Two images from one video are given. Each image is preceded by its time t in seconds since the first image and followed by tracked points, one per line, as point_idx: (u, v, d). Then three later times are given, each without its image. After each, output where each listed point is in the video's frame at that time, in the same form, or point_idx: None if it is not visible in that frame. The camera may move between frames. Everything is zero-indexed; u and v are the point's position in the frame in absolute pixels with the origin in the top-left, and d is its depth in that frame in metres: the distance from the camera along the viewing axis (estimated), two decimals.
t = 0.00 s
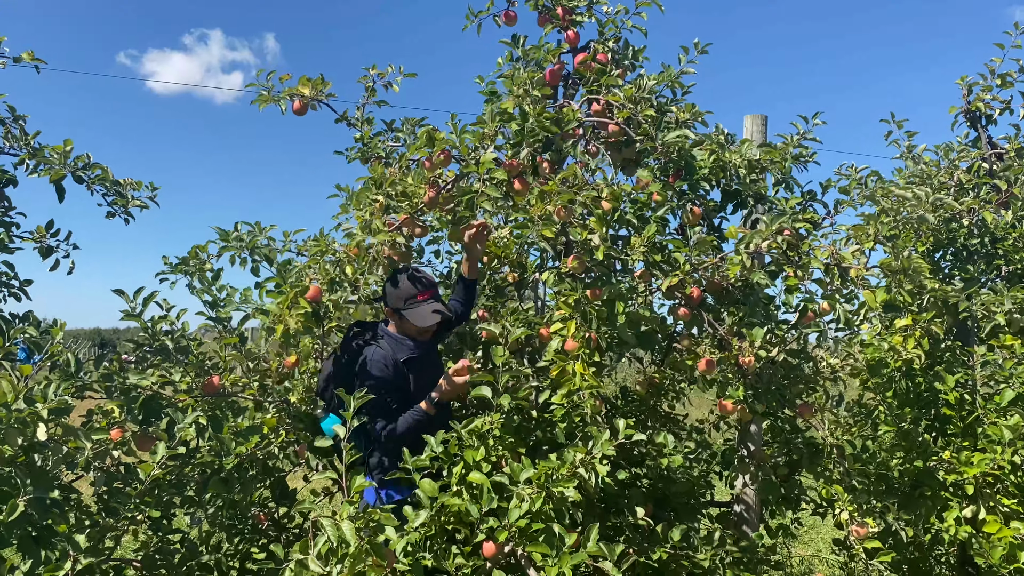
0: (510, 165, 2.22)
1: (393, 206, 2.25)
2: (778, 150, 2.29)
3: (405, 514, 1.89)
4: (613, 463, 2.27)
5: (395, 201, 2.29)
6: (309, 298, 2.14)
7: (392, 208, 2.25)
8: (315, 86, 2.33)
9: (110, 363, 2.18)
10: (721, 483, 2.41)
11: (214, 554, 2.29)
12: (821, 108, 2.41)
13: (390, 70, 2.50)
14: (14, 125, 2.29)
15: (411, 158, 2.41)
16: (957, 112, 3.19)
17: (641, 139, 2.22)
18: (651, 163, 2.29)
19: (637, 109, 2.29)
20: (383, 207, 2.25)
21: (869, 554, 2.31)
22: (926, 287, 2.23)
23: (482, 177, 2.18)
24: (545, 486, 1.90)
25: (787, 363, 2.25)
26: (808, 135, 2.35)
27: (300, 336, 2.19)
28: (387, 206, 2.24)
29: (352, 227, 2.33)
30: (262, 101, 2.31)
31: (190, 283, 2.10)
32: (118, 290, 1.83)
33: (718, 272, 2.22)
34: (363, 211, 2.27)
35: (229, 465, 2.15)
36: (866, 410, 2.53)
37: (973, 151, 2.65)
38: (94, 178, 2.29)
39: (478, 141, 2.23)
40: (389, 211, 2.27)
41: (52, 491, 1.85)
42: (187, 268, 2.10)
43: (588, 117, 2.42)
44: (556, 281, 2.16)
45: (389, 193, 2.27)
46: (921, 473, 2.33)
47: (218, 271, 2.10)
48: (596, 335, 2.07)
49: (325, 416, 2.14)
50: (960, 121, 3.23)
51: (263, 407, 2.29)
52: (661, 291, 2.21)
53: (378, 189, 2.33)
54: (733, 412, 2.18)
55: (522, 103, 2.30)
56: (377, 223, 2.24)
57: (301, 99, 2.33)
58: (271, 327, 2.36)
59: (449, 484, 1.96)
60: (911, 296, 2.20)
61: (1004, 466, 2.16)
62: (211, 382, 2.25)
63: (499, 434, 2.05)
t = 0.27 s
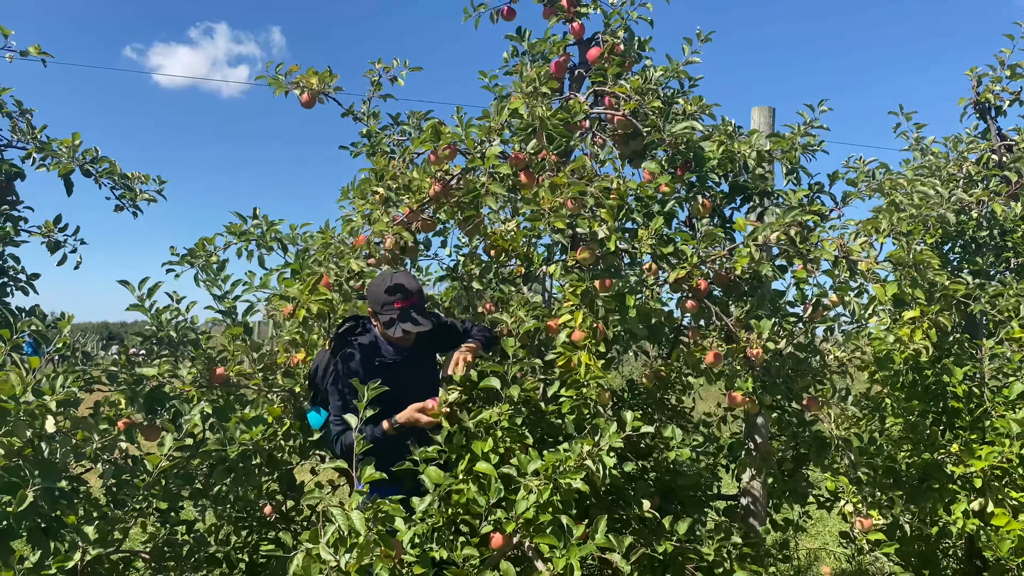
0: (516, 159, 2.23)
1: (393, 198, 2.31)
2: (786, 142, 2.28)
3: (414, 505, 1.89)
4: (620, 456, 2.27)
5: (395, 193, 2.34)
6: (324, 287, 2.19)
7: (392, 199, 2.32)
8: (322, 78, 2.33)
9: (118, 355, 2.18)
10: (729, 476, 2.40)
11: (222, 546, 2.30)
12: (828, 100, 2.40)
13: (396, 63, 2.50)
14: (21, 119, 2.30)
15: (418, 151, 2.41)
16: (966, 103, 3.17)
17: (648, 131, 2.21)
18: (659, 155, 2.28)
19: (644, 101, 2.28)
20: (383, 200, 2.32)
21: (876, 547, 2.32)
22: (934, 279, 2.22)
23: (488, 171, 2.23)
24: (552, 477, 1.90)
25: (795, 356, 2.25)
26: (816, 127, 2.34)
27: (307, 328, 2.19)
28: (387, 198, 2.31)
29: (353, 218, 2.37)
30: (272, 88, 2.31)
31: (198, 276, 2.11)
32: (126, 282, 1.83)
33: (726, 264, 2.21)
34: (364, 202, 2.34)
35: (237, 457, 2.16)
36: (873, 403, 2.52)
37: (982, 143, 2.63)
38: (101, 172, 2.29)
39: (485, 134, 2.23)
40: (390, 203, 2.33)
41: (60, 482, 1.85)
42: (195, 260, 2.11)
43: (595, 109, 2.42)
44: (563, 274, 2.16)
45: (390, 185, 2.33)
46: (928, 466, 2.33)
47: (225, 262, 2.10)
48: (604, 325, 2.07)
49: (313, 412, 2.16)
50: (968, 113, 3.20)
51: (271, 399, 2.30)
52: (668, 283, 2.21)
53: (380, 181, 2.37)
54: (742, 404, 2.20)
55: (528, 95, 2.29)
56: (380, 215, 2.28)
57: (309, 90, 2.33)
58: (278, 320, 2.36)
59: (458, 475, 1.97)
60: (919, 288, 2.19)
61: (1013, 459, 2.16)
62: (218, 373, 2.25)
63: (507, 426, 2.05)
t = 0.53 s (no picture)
0: (525, 147, 2.22)
1: (400, 192, 2.24)
2: (796, 130, 2.27)
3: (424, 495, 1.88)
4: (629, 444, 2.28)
5: (402, 189, 2.28)
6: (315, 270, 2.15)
7: (399, 195, 2.23)
8: (330, 68, 2.33)
9: (129, 345, 2.19)
10: (737, 465, 2.41)
11: (233, 533, 2.32)
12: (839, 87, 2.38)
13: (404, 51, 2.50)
14: (31, 109, 2.30)
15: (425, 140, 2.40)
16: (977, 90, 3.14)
17: (657, 118, 2.20)
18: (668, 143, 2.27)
19: (653, 88, 2.27)
20: (391, 195, 2.22)
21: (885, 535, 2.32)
22: (945, 267, 2.21)
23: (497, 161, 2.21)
24: (562, 466, 1.90)
25: (805, 345, 2.24)
26: (826, 114, 2.33)
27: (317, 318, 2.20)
28: (394, 193, 2.23)
29: (363, 212, 2.32)
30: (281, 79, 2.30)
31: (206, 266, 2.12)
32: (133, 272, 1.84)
33: (736, 253, 2.21)
34: (370, 195, 2.34)
35: (248, 446, 2.17)
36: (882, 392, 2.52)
37: (994, 130, 2.61)
38: (110, 161, 2.30)
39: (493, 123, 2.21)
40: (396, 200, 2.23)
41: (72, 470, 1.86)
42: (205, 250, 2.11)
43: (604, 97, 2.41)
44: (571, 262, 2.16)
45: (396, 180, 2.26)
46: (939, 454, 2.33)
47: (234, 252, 2.11)
48: (622, 314, 2.05)
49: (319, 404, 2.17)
50: (979, 100, 3.18)
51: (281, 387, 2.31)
52: (677, 272, 2.21)
53: (387, 177, 2.27)
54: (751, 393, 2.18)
55: (537, 82, 2.28)
56: (388, 211, 2.22)
57: (317, 80, 2.33)
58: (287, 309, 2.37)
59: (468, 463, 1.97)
60: (930, 277, 2.18)
61: None
62: (227, 361, 2.26)
63: (516, 415, 2.06)
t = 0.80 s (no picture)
0: (534, 130, 2.23)
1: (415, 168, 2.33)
2: (808, 112, 2.25)
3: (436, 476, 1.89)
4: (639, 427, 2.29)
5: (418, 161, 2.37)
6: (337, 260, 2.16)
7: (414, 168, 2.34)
8: (339, 52, 2.32)
9: (141, 329, 2.21)
10: (747, 449, 2.41)
11: (246, 516, 2.34)
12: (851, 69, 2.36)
13: (413, 35, 2.49)
14: (42, 95, 2.31)
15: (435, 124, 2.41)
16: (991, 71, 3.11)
17: (668, 101, 2.19)
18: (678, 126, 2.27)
19: (663, 71, 2.26)
20: (406, 168, 2.34)
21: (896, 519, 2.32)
22: (958, 250, 2.20)
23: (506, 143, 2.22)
24: (572, 448, 1.90)
25: (816, 329, 2.23)
26: (838, 96, 2.31)
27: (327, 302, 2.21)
28: (410, 167, 2.32)
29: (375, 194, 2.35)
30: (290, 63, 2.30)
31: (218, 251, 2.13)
32: (146, 256, 1.85)
33: (747, 236, 2.20)
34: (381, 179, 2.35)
35: (260, 430, 2.18)
36: (894, 375, 2.51)
37: (1008, 112, 2.58)
38: (121, 147, 2.31)
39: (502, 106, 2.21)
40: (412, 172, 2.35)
41: (87, 453, 1.88)
42: (216, 234, 2.12)
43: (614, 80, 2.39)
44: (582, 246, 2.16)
45: (412, 155, 2.35)
46: (951, 439, 2.32)
47: (246, 236, 2.13)
48: (627, 300, 2.06)
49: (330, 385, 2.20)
50: (993, 82, 3.14)
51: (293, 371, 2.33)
52: (687, 256, 2.19)
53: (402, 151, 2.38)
54: (760, 376, 2.17)
55: (546, 65, 2.27)
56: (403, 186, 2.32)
57: (326, 64, 2.33)
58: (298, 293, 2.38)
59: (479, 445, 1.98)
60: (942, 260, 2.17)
61: None
62: (240, 346, 2.28)
63: (526, 398, 2.06)
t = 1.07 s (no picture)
0: (543, 111, 2.21)
1: (419, 157, 2.31)
2: (820, 92, 2.23)
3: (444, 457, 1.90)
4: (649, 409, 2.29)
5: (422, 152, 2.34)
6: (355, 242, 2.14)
7: (419, 158, 2.31)
8: (347, 33, 2.32)
9: (153, 311, 2.22)
10: (757, 431, 2.41)
11: (258, 497, 2.36)
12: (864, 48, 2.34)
13: (421, 16, 2.48)
14: (52, 78, 2.32)
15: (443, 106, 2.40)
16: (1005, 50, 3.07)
17: (678, 81, 2.17)
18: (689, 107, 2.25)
19: (674, 51, 2.24)
20: (410, 158, 2.31)
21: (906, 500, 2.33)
22: (971, 231, 2.18)
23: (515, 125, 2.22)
24: (581, 429, 1.90)
25: (827, 311, 2.22)
26: (850, 75, 2.29)
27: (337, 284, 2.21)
28: (413, 157, 2.31)
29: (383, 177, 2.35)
30: (298, 45, 2.30)
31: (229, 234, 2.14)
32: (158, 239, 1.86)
33: (757, 217, 2.19)
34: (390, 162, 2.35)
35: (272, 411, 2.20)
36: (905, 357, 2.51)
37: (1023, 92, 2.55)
38: (132, 130, 2.32)
39: (511, 87, 2.20)
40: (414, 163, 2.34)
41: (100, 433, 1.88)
42: (226, 217, 2.13)
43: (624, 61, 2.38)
44: (591, 227, 2.15)
45: (416, 145, 2.32)
46: (961, 421, 2.34)
47: (256, 219, 2.14)
48: (628, 281, 2.03)
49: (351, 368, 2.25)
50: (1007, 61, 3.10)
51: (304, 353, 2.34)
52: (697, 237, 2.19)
53: (407, 141, 2.36)
54: (771, 358, 2.16)
55: (556, 45, 2.25)
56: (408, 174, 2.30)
57: (335, 46, 2.32)
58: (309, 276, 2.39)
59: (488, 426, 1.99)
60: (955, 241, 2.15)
61: None
62: (252, 328, 2.30)
63: (536, 379, 2.06)
